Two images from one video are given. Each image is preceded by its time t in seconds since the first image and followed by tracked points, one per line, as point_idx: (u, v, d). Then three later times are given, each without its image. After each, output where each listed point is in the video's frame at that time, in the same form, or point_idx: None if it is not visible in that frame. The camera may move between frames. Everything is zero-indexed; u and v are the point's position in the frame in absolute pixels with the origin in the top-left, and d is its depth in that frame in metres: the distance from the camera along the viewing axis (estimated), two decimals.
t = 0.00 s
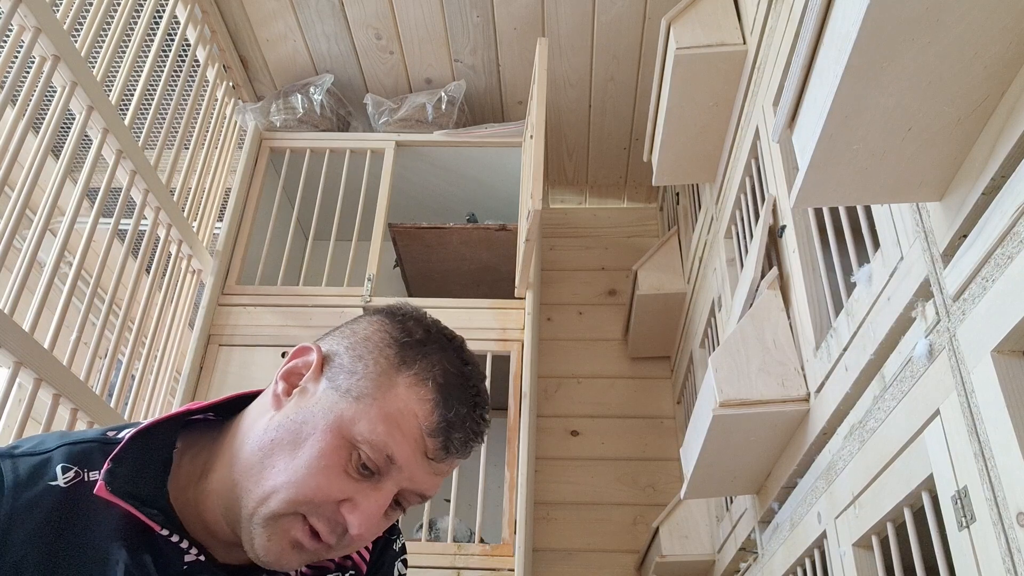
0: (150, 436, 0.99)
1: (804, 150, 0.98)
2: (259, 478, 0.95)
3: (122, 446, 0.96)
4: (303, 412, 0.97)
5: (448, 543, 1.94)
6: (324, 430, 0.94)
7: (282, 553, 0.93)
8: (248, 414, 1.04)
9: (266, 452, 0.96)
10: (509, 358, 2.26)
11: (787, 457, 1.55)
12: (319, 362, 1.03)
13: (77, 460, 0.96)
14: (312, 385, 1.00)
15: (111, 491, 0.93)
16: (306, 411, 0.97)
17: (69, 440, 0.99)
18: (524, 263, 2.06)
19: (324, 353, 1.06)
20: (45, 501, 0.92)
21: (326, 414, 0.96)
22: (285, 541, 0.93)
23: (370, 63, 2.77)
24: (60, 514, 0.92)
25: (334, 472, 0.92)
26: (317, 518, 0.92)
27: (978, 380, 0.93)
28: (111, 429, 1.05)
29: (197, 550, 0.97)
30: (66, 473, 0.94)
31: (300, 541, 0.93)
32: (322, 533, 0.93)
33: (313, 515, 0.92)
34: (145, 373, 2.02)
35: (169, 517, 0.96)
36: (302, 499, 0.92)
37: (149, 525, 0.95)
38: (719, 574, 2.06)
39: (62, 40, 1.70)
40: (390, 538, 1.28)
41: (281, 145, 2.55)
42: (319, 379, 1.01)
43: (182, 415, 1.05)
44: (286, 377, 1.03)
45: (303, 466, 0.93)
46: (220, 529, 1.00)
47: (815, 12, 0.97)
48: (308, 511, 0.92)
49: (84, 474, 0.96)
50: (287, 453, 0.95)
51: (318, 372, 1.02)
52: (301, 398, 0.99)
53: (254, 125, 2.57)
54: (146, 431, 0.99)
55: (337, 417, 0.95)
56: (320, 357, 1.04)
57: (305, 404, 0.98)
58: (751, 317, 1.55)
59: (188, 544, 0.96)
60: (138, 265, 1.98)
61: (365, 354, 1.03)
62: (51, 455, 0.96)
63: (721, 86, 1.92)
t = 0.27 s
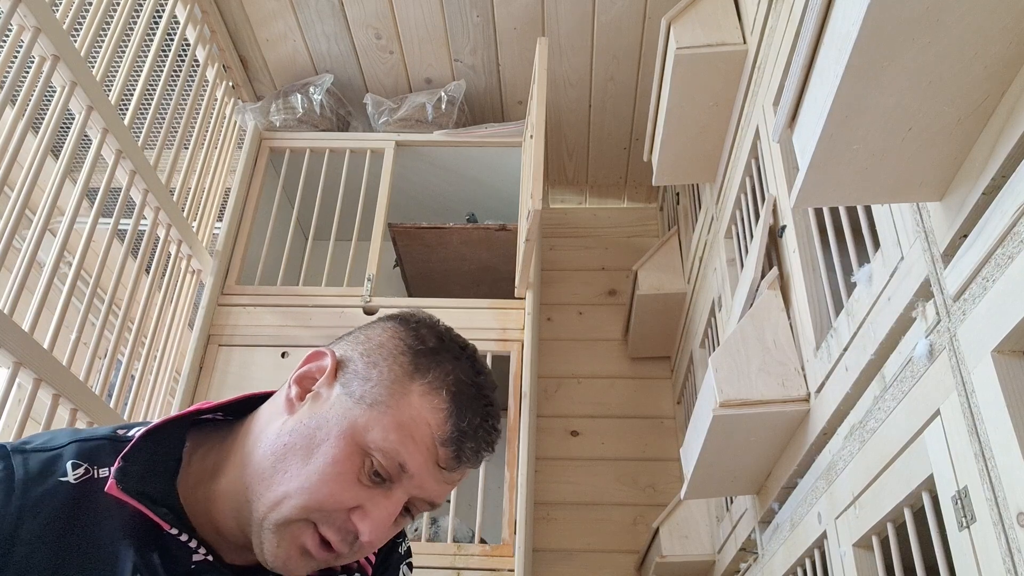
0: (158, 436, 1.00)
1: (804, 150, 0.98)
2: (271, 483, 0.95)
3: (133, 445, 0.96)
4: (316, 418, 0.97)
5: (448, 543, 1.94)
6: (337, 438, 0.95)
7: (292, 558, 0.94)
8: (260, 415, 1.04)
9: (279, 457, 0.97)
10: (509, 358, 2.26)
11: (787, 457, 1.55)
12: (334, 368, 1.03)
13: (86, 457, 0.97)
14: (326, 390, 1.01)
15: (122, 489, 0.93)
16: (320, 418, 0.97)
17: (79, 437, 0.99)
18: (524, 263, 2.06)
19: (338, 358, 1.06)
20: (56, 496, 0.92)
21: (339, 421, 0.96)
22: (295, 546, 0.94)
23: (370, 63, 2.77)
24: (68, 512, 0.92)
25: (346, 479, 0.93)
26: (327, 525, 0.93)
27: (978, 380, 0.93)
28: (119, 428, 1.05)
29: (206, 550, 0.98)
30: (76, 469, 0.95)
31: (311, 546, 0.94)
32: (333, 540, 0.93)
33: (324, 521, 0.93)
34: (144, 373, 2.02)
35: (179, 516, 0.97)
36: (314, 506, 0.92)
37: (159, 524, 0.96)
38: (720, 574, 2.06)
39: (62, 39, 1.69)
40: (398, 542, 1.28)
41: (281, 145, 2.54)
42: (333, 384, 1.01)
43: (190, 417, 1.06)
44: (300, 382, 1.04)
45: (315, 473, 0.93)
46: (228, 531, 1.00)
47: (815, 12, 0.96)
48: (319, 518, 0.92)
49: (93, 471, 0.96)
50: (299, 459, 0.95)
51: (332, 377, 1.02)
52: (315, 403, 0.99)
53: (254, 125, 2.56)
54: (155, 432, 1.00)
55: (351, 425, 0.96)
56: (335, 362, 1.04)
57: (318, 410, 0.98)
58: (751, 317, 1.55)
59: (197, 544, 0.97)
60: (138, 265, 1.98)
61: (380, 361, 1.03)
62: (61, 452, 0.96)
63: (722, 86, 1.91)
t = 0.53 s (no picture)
0: (166, 431, 0.99)
1: (804, 150, 0.98)
2: (276, 484, 0.96)
3: (139, 441, 0.96)
4: (323, 420, 0.98)
5: (448, 543, 1.94)
6: (344, 440, 0.95)
7: (296, 559, 0.94)
8: (267, 416, 1.04)
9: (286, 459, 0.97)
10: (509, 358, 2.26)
11: (787, 457, 1.55)
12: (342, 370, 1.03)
13: (93, 452, 0.97)
14: (333, 392, 1.01)
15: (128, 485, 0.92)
16: (327, 420, 0.97)
17: (86, 433, 0.99)
18: (524, 263, 2.06)
19: (346, 360, 1.06)
20: (63, 491, 0.92)
21: (347, 423, 0.96)
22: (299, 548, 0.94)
23: (370, 63, 2.77)
24: (73, 509, 0.92)
25: (352, 482, 0.93)
26: (332, 527, 0.93)
27: (978, 380, 0.93)
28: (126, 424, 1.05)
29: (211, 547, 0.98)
30: (82, 464, 0.95)
31: (315, 548, 0.94)
32: (337, 543, 0.94)
33: (329, 523, 0.93)
34: (144, 373, 2.02)
35: (184, 513, 0.96)
36: (319, 508, 0.93)
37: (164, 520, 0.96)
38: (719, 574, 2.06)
39: (62, 39, 1.69)
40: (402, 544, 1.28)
41: (281, 145, 2.54)
42: (341, 386, 1.01)
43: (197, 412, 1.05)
44: (308, 383, 1.04)
45: (322, 475, 0.94)
46: (232, 530, 1.01)
47: (815, 12, 0.96)
48: (324, 520, 0.93)
49: (99, 467, 0.96)
50: (305, 461, 0.95)
51: (340, 379, 1.03)
52: (322, 405, 1.00)
53: (254, 125, 2.56)
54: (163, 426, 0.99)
55: (358, 428, 0.96)
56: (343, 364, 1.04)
57: (326, 412, 0.98)
58: (751, 317, 1.55)
59: (202, 540, 0.97)
60: (138, 265, 1.98)
61: (388, 363, 1.03)
62: (68, 447, 0.96)
63: (721, 86, 1.91)
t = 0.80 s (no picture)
0: (170, 428, 0.99)
1: (804, 150, 0.98)
2: (279, 484, 0.96)
3: (144, 437, 0.96)
4: (327, 421, 0.98)
5: (448, 543, 1.94)
6: (347, 441, 0.95)
7: (298, 560, 0.94)
8: (271, 415, 1.04)
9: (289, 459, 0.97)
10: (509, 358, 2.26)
11: (787, 457, 1.55)
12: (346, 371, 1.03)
13: (97, 448, 0.97)
14: (337, 393, 1.01)
15: (135, 478, 0.92)
16: (331, 421, 0.98)
17: (90, 429, 0.99)
18: (524, 263, 2.06)
19: (350, 361, 1.06)
20: (68, 484, 0.92)
21: (351, 424, 0.96)
22: (302, 549, 0.94)
23: (370, 63, 2.77)
24: (76, 506, 0.91)
25: (355, 484, 0.93)
26: (335, 529, 0.93)
27: (978, 380, 0.92)
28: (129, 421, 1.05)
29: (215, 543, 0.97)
30: (87, 458, 0.95)
31: (317, 549, 0.94)
32: (339, 544, 0.94)
33: (331, 525, 0.93)
34: (145, 373, 2.02)
35: (190, 507, 0.96)
36: (322, 509, 0.93)
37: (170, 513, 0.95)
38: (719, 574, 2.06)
39: (62, 39, 1.69)
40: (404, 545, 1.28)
41: (281, 144, 2.54)
42: (344, 388, 1.01)
43: (201, 410, 1.05)
44: (311, 384, 1.04)
45: (325, 476, 0.94)
46: (235, 529, 1.00)
47: (815, 12, 0.96)
48: (327, 521, 0.93)
49: (104, 461, 0.96)
50: (309, 462, 0.95)
51: (344, 380, 1.03)
52: (326, 406, 1.00)
53: (254, 125, 2.56)
54: (165, 424, 0.99)
55: (361, 429, 0.96)
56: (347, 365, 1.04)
57: (329, 413, 0.98)
58: (751, 317, 1.55)
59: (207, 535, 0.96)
60: (138, 265, 1.98)
61: (392, 365, 1.03)
62: (72, 442, 0.96)
63: (721, 86, 1.91)
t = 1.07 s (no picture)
0: (173, 426, 0.99)
1: (804, 150, 0.98)
2: (281, 483, 0.96)
3: (147, 435, 0.96)
4: (329, 420, 0.98)
5: (448, 543, 1.94)
6: (349, 441, 0.95)
7: (299, 559, 0.94)
8: (273, 414, 1.04)
9: (290, 458, 0.97)
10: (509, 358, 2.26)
11: (787, 457, 1.55)
12: (349, 371, 1.03)
13: (99, 445, 0.97)
14: (339, 392, 1.01)
15: (137, 476, 0.92)
16: (333, 420, 0.98)
17: (92, 426, 0.99)
18: (524, 263, 2.06)
19: (352, 361, 1.06)
20: (70, 481, 0.92)
21: (353, 424, 0.96)
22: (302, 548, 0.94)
23: (370, 63, 2.77)
24: (77, 504, 0.91)
25: (356, 484, 0.93)
26: (335, 528, 0.93)
27: (978, 380, 0.93)
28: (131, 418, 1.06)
29: (217, 542, 0.97)
30: (88, 455, 0.95)
31: (317, 549, 0.94)
32: (340, 544, 0.94)
33: (332, 524, 0.93)
34: (145, 373, 2.02)
35: (192, 506, 0.96)
36: (323, 509, 0.93)
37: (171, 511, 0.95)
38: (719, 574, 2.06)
39: (62, 39, 1.69)
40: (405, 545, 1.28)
41: (280, 145, 2.54)
42: (346, 387, 1.01)
43: (203, 409, 1.05)
44: (314, 383, 1.04)
45: (326, 475, 0.94)
46: (237, 528, 1.01)
47: (815, 12, 0.96)
48: (328, 520, 0.93)
49: (105, 458, 0.96)
50: (310, 461, 0.95)
51: (347, 380, 1.02)
52: (328, 406, 1.00)
53: (254, 125, 2.56)
54: (168, 421, 0.99)
55: (363, 429, 0.96)
56: (350, 365, 1.04)
57: (331, 413, 0.98)
58: (751, 317, 1.55)
59: (209, 534, 0.96)
60: (138, 265, 1.98)
61: (394, 365, 1.03)
62: (74, 439, 0.96)
63: (721, 86, 1.91)
